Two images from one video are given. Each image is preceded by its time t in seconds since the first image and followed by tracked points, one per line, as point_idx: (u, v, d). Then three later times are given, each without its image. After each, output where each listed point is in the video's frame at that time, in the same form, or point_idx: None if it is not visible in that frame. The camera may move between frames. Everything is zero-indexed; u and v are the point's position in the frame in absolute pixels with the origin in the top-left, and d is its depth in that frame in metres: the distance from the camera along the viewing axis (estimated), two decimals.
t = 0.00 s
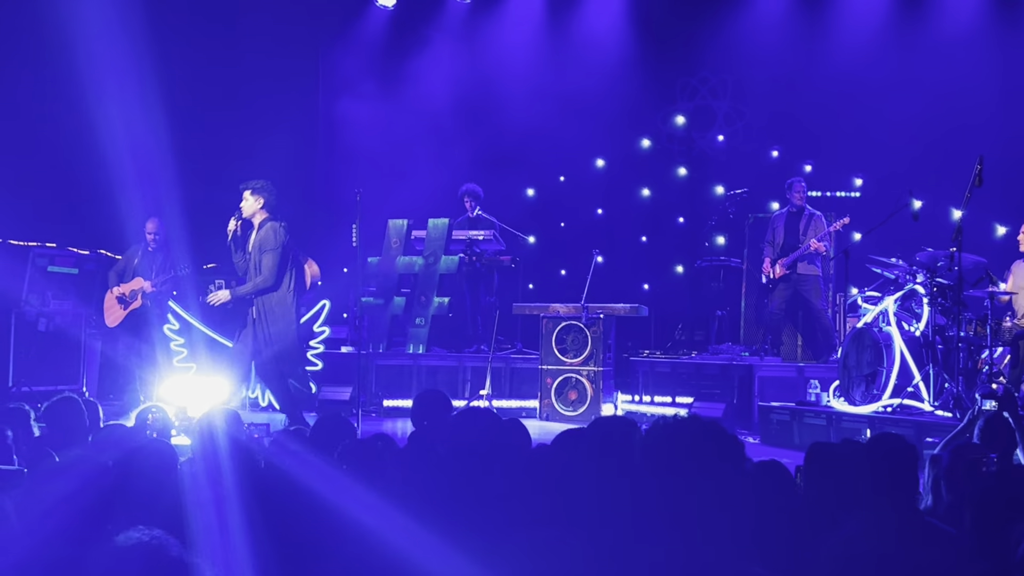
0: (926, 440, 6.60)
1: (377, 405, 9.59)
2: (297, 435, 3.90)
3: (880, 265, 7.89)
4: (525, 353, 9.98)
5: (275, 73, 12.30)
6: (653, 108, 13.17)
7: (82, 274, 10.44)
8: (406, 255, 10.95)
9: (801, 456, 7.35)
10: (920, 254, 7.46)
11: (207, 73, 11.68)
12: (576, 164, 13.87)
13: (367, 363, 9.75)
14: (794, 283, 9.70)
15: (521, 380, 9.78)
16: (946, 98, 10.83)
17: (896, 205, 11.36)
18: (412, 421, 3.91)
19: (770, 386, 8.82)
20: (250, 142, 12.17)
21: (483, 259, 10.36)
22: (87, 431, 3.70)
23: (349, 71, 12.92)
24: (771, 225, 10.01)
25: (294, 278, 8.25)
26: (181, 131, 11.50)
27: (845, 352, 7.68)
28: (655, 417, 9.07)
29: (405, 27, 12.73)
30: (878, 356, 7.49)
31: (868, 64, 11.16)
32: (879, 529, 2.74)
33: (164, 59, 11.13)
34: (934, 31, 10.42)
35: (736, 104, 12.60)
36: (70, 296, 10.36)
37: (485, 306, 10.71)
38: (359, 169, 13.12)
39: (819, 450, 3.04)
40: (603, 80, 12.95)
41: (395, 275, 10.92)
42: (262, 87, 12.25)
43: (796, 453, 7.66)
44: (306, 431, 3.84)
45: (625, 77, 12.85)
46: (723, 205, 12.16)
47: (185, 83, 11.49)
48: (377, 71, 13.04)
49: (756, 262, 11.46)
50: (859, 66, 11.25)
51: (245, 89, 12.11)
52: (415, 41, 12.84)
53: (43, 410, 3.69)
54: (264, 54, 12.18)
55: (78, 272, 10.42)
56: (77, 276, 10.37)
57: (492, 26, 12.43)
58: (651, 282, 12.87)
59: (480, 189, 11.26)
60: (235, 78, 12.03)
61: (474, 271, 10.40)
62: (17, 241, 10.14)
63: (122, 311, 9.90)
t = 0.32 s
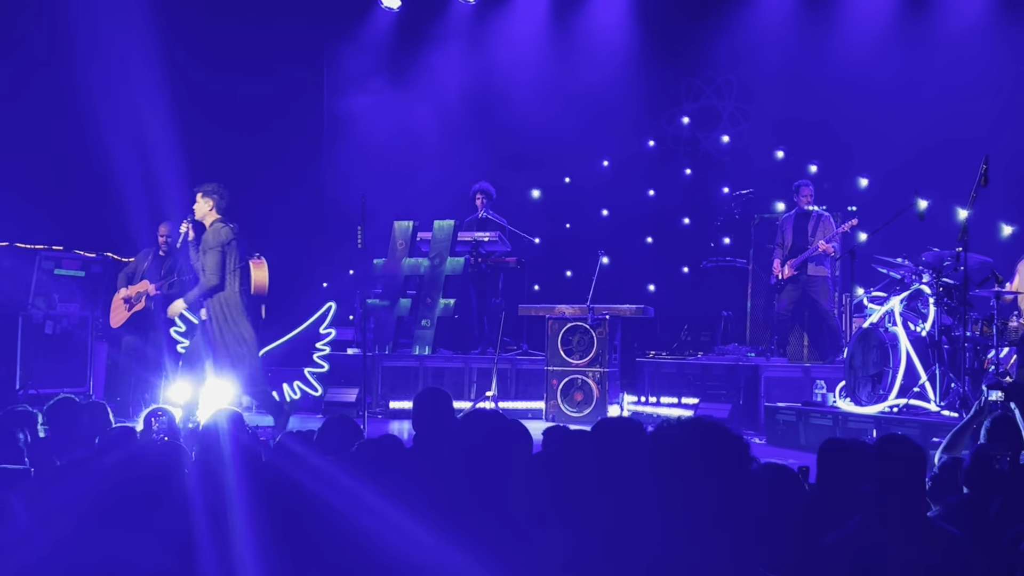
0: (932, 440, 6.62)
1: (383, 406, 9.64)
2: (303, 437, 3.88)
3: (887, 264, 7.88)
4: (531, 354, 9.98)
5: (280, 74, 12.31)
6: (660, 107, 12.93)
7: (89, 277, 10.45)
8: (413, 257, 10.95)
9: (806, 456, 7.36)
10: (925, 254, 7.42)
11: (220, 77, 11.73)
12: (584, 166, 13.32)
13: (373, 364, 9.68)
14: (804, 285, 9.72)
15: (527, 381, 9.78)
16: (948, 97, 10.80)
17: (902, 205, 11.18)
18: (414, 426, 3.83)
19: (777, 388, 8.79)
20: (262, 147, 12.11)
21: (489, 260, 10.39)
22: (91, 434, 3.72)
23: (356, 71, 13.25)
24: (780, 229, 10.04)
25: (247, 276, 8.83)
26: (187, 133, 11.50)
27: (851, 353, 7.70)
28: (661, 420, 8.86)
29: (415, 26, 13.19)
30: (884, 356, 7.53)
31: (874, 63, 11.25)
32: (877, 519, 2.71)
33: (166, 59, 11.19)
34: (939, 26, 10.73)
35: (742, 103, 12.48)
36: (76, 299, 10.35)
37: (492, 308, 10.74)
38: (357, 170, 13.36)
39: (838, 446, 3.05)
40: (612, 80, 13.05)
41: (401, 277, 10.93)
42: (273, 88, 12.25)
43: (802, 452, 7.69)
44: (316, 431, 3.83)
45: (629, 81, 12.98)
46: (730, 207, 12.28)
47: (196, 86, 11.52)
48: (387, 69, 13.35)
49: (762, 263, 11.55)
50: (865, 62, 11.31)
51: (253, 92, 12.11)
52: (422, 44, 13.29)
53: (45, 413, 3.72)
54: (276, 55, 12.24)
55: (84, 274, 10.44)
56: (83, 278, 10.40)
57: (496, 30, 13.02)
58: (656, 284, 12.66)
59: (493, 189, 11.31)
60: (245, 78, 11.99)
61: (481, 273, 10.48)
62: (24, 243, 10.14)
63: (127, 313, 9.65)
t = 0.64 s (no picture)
0: (942, 440, 6.60)
1: (393, 409, 9.63)
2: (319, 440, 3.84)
3: (896, 263, 7.87)
4: (540, 355, 9.98)
5: (290, 77, 12.31)
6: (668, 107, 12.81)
7: (100, 280, 10.40)
8: (421, 259, 10.94)
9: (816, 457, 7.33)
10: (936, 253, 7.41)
11: (236, 82, 11.72)
12: (592, 168, 13.43)
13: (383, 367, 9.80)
14: (809, 285, 9.68)
15: (536, 383, 9.77)
16: (959, 96, 10.73)
17: (911, 204, 11.09)
18: (430, 424, 3.82)
19: (787, 388, 8.77)
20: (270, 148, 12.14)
21: (498, 262, 10.38)
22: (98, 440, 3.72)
23: (361, 80, 13.21)
24: (787, 228, 10.02)
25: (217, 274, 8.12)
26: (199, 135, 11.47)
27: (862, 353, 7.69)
28: (672, 421, 8.85)
29: (421, 29, 12.99)
30: (895, 357, 7.49)
31: (884, 60, 11.18)
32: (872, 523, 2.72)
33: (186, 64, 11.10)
34: (950, 22, 10.69)
35: (751, 103, 12.32)
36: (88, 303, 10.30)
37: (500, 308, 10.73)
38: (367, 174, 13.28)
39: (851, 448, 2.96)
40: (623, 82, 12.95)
41: (410, 279, 10.92)
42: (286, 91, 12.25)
43: (814, 453, 7.65)
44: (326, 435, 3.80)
45: (635, 80, 12.85)
46: (737, 206, 12.15)
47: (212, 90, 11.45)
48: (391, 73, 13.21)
49: (770, 263, 11.62)
50: (875, 61, 11.25)
51: (263, 94, 12.11)
52: (431, 48, 13.05)
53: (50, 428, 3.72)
54: (286, 59, 12.22)
55: (95, 278, 10.37)
56: (95, 282, 10.35)
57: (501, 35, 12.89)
58: (666, 283, 12.68)
59: (505, 189, 11.29)
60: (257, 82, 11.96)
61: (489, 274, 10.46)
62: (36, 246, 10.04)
63: (133, 314, 9.21)
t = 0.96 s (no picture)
0: (953, 440, 6.56)
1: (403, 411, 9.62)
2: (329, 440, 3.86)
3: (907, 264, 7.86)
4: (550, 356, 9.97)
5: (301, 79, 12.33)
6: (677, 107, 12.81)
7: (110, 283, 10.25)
8: (431, 260, 10.95)
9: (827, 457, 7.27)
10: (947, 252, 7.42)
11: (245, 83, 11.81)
12: (602, 169, 13.23)
13: (393, 368, 9.84)
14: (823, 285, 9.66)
15: (547, 385, 9.76)
16: (970, 95, 10.73)
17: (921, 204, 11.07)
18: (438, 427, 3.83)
19: (797, 388, 8.76)
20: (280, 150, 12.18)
21: (507, 263, 10.38)
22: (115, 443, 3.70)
23: (370, 79, 13.50)
24: (800, 228, 10.01)
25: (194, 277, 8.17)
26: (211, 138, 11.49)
27: (873, 353, 7.67)
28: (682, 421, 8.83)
29: (427, 35, 13.19)
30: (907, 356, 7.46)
31: (896, 60, 11.15)
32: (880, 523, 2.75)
33: (199, 68, 11.13)
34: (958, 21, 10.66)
35: (759, 102, 12.35)
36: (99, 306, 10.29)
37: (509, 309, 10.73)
38: (379, 173, 13.61)
39: (862, 447, 3.15)
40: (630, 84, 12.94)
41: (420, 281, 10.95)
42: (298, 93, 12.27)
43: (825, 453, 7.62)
44: (337, 433, 3.83)
45: (646, 81, 12.85)
46: (747, 207, 12.12)
47: (219, 93, 11.50)
48: (401, 74, 13.44)
49: (781, 263, 11.59)
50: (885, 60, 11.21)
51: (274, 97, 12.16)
52: (437, 50, 13.21)
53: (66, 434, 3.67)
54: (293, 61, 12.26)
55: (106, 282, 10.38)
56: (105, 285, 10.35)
57: (510, 38, 12.83)
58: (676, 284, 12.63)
59: (514, 191, 11.30)
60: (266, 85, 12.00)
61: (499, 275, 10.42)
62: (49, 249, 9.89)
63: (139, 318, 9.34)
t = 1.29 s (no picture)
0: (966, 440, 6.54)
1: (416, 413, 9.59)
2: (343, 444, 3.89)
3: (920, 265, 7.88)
4: (563, 358, 9.99)
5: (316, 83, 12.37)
6: (692, 106, 13.30)
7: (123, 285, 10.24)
8: (443, 262, 11.02)
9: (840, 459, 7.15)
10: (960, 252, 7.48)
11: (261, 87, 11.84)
12: (614, 169, 13.83)
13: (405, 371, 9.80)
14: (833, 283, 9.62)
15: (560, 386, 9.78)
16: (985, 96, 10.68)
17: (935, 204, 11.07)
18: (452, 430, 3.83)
19: (811, 389, 8.70)
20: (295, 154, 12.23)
21: (520, 264, 10.39)
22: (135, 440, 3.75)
23: (382, 86, 13.06)
24: (812, 227, 10.03)
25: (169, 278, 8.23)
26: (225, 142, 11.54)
27: (885, 352, 7.68)
28: (695, 422, 8.83)
29: (440, 36, 12.77)
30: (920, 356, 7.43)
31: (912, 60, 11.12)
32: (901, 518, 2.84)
33: (215, 73, 11.17)
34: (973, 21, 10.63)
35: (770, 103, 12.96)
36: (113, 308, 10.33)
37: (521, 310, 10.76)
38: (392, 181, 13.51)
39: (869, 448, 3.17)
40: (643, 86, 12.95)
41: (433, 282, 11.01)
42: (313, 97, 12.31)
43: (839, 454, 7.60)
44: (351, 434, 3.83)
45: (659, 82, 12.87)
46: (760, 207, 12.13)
47: (234, 98, 11.53)
48: (416, 74, 13.04)
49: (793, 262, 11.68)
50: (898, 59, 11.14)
51: (289, 101, 12.20)
52: (449, 48, 12.83)
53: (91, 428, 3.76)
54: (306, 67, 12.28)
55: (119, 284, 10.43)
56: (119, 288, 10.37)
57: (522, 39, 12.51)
58: (689, 285, 12.94)
59: (526, 193, 11.32)
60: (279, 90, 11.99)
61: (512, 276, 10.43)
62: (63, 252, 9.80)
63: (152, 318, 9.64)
